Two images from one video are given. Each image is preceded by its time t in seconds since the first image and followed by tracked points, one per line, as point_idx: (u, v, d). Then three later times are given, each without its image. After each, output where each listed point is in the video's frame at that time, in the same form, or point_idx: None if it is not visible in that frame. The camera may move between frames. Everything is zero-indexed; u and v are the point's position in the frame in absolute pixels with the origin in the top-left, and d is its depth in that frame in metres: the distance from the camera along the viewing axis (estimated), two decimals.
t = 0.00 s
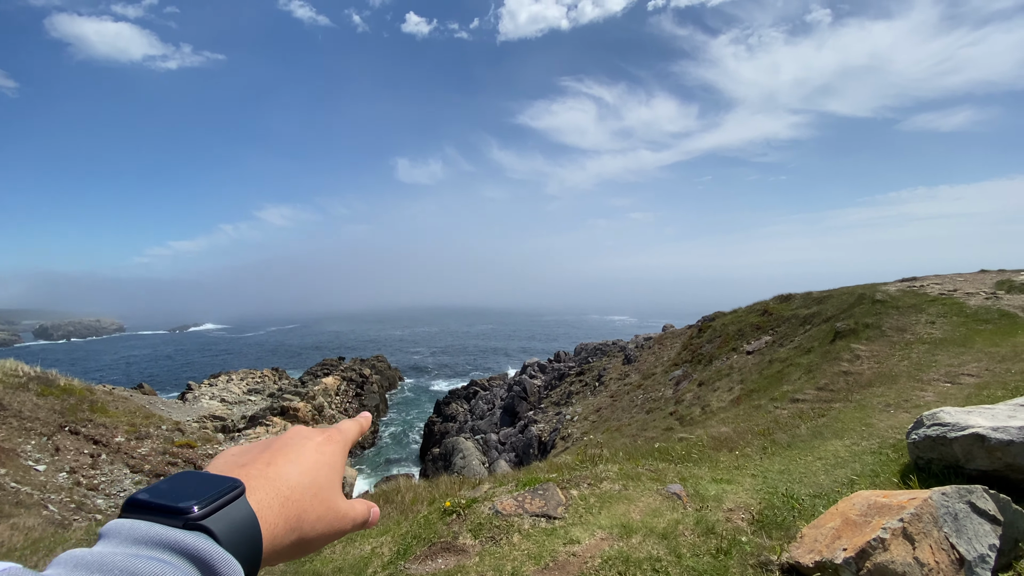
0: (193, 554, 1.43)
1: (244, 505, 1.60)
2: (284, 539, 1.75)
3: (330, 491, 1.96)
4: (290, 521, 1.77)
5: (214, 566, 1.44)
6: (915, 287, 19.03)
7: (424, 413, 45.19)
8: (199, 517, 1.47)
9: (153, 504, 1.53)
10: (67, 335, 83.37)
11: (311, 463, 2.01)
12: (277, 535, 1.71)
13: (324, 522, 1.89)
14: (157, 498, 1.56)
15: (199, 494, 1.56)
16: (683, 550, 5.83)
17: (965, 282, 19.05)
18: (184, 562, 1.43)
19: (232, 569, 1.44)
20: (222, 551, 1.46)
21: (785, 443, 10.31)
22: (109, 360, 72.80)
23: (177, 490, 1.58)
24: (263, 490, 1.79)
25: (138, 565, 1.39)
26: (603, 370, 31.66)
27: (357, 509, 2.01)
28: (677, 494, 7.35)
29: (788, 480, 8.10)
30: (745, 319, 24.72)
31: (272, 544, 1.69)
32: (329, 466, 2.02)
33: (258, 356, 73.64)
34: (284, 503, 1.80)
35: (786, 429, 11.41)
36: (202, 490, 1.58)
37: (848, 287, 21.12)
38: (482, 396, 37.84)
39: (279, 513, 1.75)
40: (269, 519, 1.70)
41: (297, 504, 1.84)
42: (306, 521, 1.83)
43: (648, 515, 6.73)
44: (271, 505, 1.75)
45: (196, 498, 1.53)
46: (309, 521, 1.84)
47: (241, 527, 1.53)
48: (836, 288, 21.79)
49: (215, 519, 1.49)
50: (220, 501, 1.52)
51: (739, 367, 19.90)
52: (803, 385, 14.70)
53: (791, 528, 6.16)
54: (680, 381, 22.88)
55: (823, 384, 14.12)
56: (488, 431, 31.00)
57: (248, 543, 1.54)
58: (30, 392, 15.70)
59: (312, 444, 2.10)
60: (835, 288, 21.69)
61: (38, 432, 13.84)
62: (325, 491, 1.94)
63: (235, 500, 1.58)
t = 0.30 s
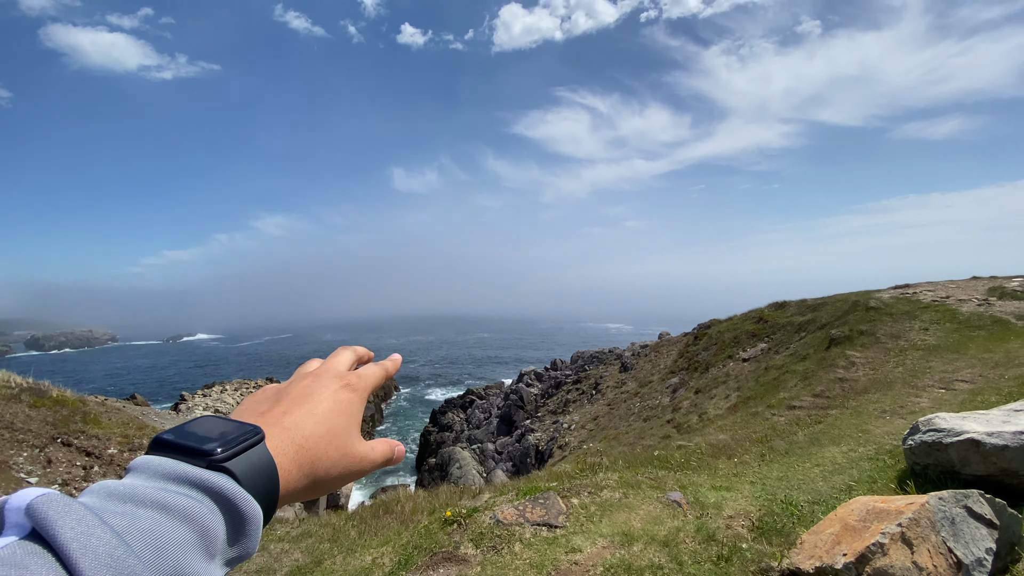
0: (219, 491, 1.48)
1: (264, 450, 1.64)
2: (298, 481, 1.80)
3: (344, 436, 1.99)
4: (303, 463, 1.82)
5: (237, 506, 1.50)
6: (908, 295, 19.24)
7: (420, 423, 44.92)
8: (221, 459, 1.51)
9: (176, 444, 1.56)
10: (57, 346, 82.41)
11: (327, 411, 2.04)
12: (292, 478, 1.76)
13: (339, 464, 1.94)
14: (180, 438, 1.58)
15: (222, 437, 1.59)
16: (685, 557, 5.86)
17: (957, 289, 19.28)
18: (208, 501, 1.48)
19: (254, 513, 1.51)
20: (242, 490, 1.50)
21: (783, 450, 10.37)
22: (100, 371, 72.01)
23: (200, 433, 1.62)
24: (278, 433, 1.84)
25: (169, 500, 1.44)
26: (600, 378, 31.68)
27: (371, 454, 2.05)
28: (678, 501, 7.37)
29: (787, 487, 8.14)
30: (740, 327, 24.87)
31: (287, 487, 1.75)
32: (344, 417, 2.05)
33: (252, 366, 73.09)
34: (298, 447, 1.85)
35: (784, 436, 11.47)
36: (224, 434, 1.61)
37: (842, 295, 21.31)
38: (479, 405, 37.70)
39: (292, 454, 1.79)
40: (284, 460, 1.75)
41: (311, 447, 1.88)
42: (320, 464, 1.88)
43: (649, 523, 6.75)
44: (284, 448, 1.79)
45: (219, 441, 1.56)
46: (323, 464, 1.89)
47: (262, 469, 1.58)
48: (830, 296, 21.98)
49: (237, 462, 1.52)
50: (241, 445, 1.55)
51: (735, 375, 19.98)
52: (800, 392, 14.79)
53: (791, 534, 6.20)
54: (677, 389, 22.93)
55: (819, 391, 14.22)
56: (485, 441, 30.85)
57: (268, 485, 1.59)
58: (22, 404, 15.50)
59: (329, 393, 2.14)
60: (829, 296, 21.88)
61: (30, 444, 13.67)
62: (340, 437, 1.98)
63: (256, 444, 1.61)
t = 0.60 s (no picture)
0: (232, 490, 1.57)
1: (273, 456, 1.71)
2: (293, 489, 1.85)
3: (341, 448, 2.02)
4: (299, 471, 1.87)
5: (246, 504, 1.58)
6: (896, 301, 19.53)
7: (414, 432, 44.64)
8: (234, 464, 1.59)
9: (195, 446, 1.65)
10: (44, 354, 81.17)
11: (328, 421, 2.08)
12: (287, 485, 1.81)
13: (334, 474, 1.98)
14: (198, 441, 1.67)
15: (234, 443, 1.67)
16: (679, 562, 5.92)
17: (944, 296, 19.63)
18: (221, 498, 1.57)
19: (260, 514, 1.59)
20: (250, 492, 1.58)
21: (775, 456, 10.48)
22: (87, 380, 70.94)
23: (214, 438, 1.70)
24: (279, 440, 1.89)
25: (191, 495, 1.54)
26: (594, 385, 31.73)
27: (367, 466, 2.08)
28: (672, 507, 7.43)
29: (779, 492, 8.23)
30: (732, 333, 25.09)
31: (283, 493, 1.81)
32: (344, 428, 2.09)
33: (243, 375, 72.32)
34: (297, 455, 1.89)
35: (776, 442, 11.58)
36: (236, 441, 1.69)
37: (832, 302, 21.59)
38: (473, 413, 37.55)
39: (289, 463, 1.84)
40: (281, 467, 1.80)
41: (308, 457, 1.92)
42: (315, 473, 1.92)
43: (644, 529, 6.80)
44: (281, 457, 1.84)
45: (232, 447, 1.64)
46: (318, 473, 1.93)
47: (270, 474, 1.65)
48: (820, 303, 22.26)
49: (249, 468, 1.61)
50: (252, 451, 1.63)
51: (728, 382, 20.12)
52: (791, 398, 14.95)
53: (783, 538, 6.28)
54: (671, 396, 23.03)
55: (810, 397, 14.38)
56: (479, 449, 30.71)
57: (273, 489, 1.66)
58: (9, 414, 15.27)
59: (331, 402, 2.17)
60: (819, 303, 22.17)
61: (18, 454, 13.45)
62: (338, 448, 2.02)
63: (265, 452, 1.68)
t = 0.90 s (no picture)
0: (269, 492, 1.67)
1: (305, 460, 1.82)
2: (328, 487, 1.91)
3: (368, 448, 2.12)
4: (333, 469, 1.94)
5: (282, 506, 1.68)
6: (881, 305, 19.85)
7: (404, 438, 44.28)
8: (270, 466, 1.71)
9: (231, 450, 1.75)
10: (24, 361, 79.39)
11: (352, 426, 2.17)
12: (323, 484, 1.88)
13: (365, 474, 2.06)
14: (234, 446, 1.78)
15: (269, 447, 1.78)
16: (670, 566, 5.94)
17: (927, 300, 19.99)
18: (258, 501, 1.67)
19: (296, 515, 1.68)
20: (287, 495, 1.69)
21: (764, 459, 10.58)
22: (68, 386, 69.36)
23: (249, 442, 1.81)
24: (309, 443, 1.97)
25: (229, 498, 1.63)
26: (584, 390, 31.77)
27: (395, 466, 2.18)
28: (663, 511, 7.46)
29: (768, 495, 8.30)
30: (721, 337, 25.30)
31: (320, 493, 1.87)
32: (368, 431, 2.19)
33: (229, 381, 71.23)
34: (329, 456, 1.97)
35: (765, 445, 11.69)
36: (269, 444, 1.80)
37: (818, 306, 21.88)
38: (463, 418, 37.37)
39: (323, 462, 1.93)
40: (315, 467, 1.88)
41: (340, 457, 2.01)
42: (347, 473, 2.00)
43: (635, 533, 6.81)
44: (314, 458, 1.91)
45: (267, 450, 1.75)
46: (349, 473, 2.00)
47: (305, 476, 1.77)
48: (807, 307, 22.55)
49: (284, 469, 1.72)
50: (287, 454, 1.75)
51: (717, 385, 20.26)
52: (779, 402, 15.10)
53: (773, 541, 6.34)
54: (661, 400, 23.13)
55: (798, 400, 14.54)
56: (470, 455, 30.54)
57: (307, 492, 1.77)
58: None
59: (350, 410, 2.28)
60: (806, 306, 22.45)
61: None
62: (365, 450, 2.11)
63: (298, 454, 1.80)
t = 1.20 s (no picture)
0: (230, 422, 1.66)
1: (270, 390, 1.82)
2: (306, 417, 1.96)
3: (348, 376, 2.14)
4: (308, 399, 1.98)
5: (245, 436, 1.67)
6: (861, 306, 20.23)
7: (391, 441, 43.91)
8: (230, 395, 1.69)
9: (189, 382, 1.73)
10: None
11: (329, 355, 2.17)
12: (297, 415, 1.91)
13: (345, 402, 2.10)
14: (192, 378, 1.75)
15: (229, 378, 1.77)
16: (655, 566, 5.94)
17: (907, 301, 20.40)
18: (219, 432, 1.66)
19: (261, 444, 1.68)
20: (251, 425, 1.68)
21: (748, 457, 10.69)
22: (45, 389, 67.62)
23: (207, 374, 1.79)
24: (283, 375, 1.99)
25: (183, 427, 1.61)
26: (572, 390, 31.86)
27: (378, 393, 2.20)
28: (648, 511, 7.48)
29: (752, 493, 8.38)
30: (706, 338, 25.57)
31: (294, 425, 1.91)
32: (346, 360, 2.19)
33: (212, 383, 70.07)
34: (302, 387, 2.00)
35: (749, 444, 11.82)
36: (229, 376, 1.78)
37: (801, 307, 22.24)
38: (451, 420, 37.22)
39: (296, 393, 1.95)
40: (286, 397, 1.90)
41: (316, 387, 2.04)
42: (325, 403, 2.03)
43: (620, 533, 6.82)
44: (287, 390, 1.94)
45: (226, 381, 1.73)
46: (328, 401, 2.04)
47: (269, 406, 1.76)
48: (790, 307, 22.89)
49: (245, 399, 1.71)
50: (247, 384, 1.73)
51: (702, 385, 20.45)
52: (763, 401, 15.29)
53: (756, 539, 6.39)
54: (647, 400, 23.28)
55: (781, 399, 14.73)
56: (457, 456, 30.42)
57: (275, 422, 1.77)
58: None
59: (328, 338, 2.27)
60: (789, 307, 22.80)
61: None
62: (344, 377, 2.14)
63: (260, 385, 1.79)
